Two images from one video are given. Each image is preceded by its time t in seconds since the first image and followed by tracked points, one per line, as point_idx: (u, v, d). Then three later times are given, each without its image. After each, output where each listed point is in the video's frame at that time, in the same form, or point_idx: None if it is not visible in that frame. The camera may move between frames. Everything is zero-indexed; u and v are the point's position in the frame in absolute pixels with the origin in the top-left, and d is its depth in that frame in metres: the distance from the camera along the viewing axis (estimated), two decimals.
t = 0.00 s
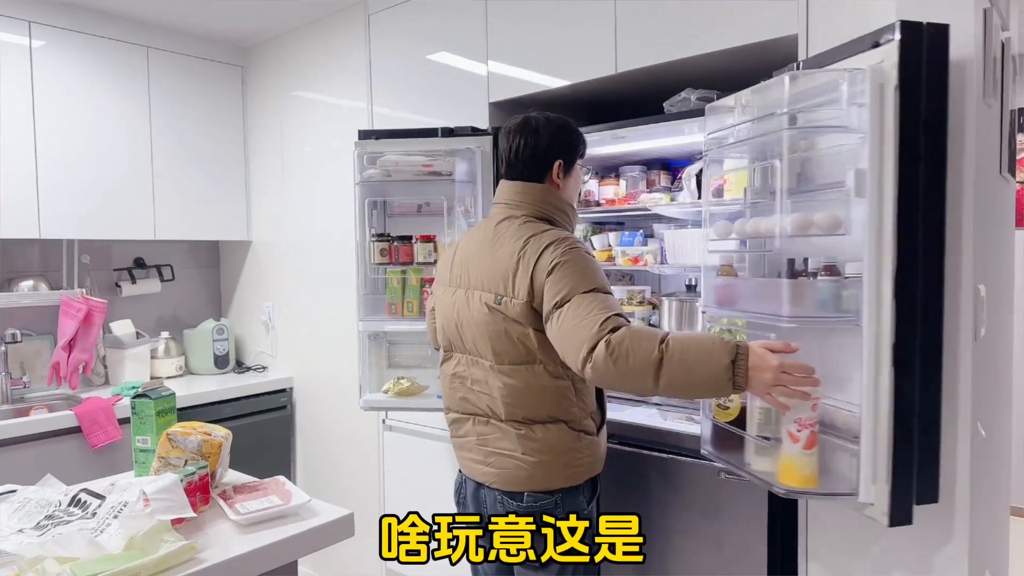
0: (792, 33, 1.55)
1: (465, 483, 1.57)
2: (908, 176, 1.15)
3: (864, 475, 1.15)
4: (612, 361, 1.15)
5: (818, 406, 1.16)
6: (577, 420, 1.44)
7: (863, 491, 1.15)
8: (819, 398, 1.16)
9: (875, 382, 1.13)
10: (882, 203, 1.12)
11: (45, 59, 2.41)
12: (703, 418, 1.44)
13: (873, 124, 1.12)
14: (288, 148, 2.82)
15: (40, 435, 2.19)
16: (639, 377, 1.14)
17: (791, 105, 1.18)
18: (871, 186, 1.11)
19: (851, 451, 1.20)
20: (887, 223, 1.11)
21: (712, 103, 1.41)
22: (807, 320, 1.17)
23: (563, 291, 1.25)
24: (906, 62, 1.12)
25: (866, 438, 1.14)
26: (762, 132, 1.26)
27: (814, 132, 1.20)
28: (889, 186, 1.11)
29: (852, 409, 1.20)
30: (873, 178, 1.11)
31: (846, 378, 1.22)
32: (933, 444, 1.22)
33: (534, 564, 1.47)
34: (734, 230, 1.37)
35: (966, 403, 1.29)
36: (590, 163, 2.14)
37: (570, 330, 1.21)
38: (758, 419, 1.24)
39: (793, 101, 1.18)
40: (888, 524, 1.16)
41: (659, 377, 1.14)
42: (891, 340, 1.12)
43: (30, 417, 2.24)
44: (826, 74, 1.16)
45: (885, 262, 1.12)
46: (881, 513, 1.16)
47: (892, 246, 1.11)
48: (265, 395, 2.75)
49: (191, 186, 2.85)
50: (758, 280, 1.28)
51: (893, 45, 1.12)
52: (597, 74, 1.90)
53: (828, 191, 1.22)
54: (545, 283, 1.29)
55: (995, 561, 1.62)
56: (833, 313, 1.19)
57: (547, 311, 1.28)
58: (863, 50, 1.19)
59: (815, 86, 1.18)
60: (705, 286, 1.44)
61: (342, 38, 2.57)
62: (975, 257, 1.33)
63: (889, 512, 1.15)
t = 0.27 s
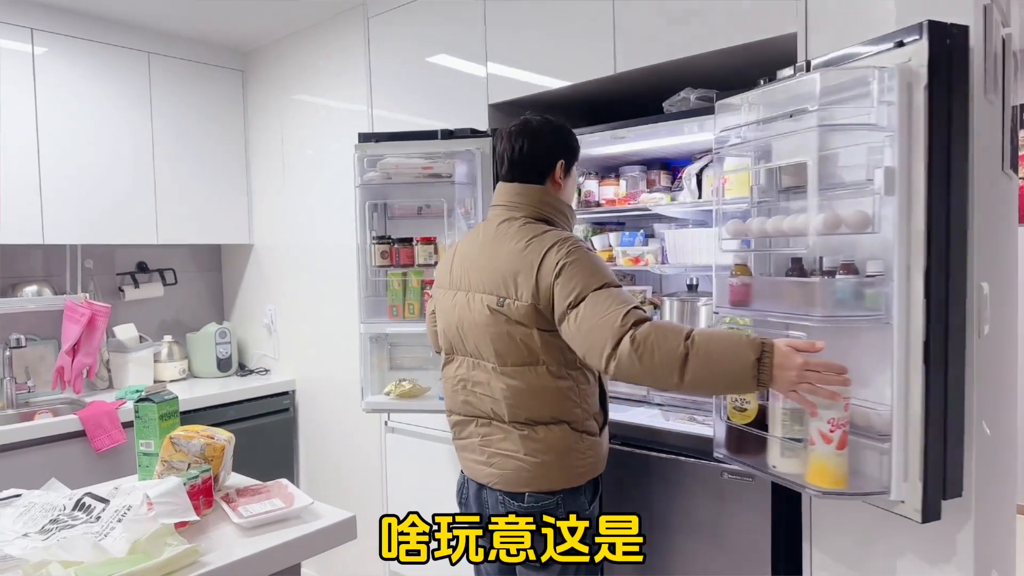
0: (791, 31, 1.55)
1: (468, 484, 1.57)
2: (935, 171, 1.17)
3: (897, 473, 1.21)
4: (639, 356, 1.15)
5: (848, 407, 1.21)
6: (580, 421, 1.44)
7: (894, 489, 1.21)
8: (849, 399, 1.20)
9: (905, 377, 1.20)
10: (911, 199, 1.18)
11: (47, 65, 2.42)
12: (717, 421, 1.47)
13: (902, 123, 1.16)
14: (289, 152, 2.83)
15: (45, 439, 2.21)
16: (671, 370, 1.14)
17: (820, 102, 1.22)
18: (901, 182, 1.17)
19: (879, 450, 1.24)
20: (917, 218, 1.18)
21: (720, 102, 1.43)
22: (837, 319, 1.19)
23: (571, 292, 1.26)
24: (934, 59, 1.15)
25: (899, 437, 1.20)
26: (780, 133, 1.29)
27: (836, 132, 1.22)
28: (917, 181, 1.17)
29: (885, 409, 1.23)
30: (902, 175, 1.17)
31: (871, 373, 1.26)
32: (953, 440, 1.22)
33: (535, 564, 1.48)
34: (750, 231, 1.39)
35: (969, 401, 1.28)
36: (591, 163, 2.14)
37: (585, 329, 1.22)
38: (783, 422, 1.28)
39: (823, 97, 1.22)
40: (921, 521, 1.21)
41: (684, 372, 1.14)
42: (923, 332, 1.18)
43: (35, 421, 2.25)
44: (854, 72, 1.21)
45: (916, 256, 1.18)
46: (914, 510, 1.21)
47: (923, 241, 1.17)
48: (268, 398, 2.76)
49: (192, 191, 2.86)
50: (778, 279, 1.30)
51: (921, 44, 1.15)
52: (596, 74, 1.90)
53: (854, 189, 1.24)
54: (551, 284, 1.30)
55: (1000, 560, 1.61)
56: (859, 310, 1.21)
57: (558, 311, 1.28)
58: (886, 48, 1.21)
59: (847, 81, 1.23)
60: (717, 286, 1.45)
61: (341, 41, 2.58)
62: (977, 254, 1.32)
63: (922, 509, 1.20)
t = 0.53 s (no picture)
0: (795, 31, 1.55)
1: (471, 485, 1.57)
2: (944, 170, 1.16)
3: (904, 473, 1.20)
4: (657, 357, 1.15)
5: (858, 408, 1.22)
6: (584, 423, 1.44)
7: (903, 489, 1.21)
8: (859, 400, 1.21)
9: (914, 377, 1.19)
10: (920, 199, 1.17)
11: (54, 68, 2.43)
12: (724, 423, 1.47)
13: (911, 124, 1.16)
14: (293, 154, 2.84)
15: (52, 440, 2.21)
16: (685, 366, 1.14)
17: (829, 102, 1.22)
18: (910, 181, 1.17)
19: (888, 451, 1.24)
20: (925, 217, 1.17)
21: (726, 102, 1.43)
22: (845, 319, 1.19)
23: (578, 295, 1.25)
24: (944, 58, 1.14)
25: (908, 437, 1.19)
26: (785, 134, 1.29)
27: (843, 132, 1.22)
28: (926, 180, 1.17)
29: (893, 409, 1.23)
30: (911, 174, 1.17)
31: (881, 373, 1.26)
32: (958, 439, 1.22)
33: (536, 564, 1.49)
34: (756, 231, 1.39)
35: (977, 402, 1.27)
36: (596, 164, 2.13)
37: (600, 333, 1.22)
38: (792, 423, 1.29)
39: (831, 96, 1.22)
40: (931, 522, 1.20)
41: (694, 368, 1.13)
42: (931, 332, 1.18)
43: (41, 422, 2.26)
44: (864, 71, 1.20)
45: (924, 255, 1.17)
46: (923, 511, 1.20)
47: (932, 240, 1.16)
48: (273, 399, 2.76)
49: (198, 193, 2.87)
50: (784, 280, 1.30)
51: (930, 45, 1.14)
52: (600, 75, 1.90)
53: (862, 190, 1.25)
54: (555, 286, 1.30)
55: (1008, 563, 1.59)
56: (867, 310, 1.21)
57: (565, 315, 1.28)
58: (892, 48, 1.20)
59: (855, 82, 1.22)
60: (723, 287, 1.45)
61: (345, 43, 2.59)
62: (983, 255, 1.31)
63: (931, 510, 1.19)
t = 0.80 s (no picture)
0: (796, 32, 1.54)
1: (473, 487, 1.57)
2: (946, 171, 1.15)
3: (905, 475, 1.20)
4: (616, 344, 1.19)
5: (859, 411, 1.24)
6: (583, 422, 1.43)
7: (904, 491, 1.20)
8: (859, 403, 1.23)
9: (915, 378, 1.19)
10: (921, 200, 1.17)
11: (54, 68, 2.43)
12: (725, 424, 1.47)
13: (911, 126, 1.16)
14: (294, 154, 2.84)
15: (52, 440, 2.21)
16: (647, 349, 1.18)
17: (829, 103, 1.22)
18: (911, 183, 1.16)
19: (889, 452, 1.24)
20: (926, 218, 1.17)
21: (726, 104, 1.42)
22: (845, 320, 1.19)
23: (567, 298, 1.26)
24: (945, 60, 1.13)
25: (908, 439, 1.19)
26: (786, 135, 1.29)
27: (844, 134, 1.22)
28: (927, 182, 1.16)
29: (894, 411, 1.24)
30: (912, 176, 1.16)
31: (886, 374, 1.27)
32: (959, 441, 1.21)
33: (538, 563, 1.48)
34: (756, 231, 1.39)
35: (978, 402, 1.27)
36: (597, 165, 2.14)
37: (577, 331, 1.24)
38: (794, 424, 1.29)
39: (832, 98, 1.23)
40: (931, 524, 1.19)
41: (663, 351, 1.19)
42: (931, 334, 1.17)
43: (41, 423, 2.26)
44: (865, 73, 1.20)
45: (925, 256, 1.17)
46: (924, 512, 1.19)
47: (933, 241, 1.16)
48: (274, 400, 2.76)
49: (198, 193, 2.87)
50: (785, 281, 1.30)
51: (931, 46, 1.14)
52: (601, 76, 1.90)
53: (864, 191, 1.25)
54: (548, 288, 1.29)
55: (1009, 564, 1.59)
56: (868, 313, 1.20)
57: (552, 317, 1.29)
58: (893, 50, 1.20)
59: (855, 84, 1.22)
60: (724, 288, 1.45)
61: (346, 44, 2.59)
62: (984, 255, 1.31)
63: (932, 512, 1.18)
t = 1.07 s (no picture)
0: (797, 30, 1.54)
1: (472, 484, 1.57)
2: (946, 170, 1.15)
3: (904, 472, 1.20)
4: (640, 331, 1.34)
5: (858, 407, 1.24)
6: (587, 416, 1.44)
7: (903, 488, 1.21)
8: (859, 401, 1.23)
9: (916, 375, 1.19)
10: (921, 198, 1.17)
11: (53, 64, 2.43)
12: (724, 421, 1.47)
13: (913, 123, 1.16)
14: (294, 151, 2.83)
15: (51, 437, 2.21)
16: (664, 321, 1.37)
17: (830, 101, 1.22)
18: (911, 180, 1.16)
19: (888, 450, 1.24)
20: (927, 217, 1.16)
21: (727, 101, 1.42)
22: (844, 317, 1.20)
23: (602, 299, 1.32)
24: (946, 58, 1.13)
25: (908, 436, 1.19)
26: (787, 133, 1.30)
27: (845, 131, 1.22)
28: (927, 181, 1.16)
29: (893, 409, 1.25)
30: (912, 174, 1.17)
31: (887, 372, 1.28)
32: (958, 439, 1.21)
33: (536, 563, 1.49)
34: (756, 228, 1.39)
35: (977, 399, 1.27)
36: (596, 162, 2.14)
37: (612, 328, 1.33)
38: (794, 422, 1.29)
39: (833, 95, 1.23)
40: (930, 521, 1.19)
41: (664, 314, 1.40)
42: (931, 333, 1.17)
43: (41, 420, 2.26)
44: (865, 70, 1.20)
45: (925, 254, 1.17)
46: (922, 509, 1.19)
47: (933, 240, 1.16)
48: (274, 397, 2.76)
49: (198, 190, 2.87)
50: (785, 279, 1.30)
51: (932, 45, 1.13)
52: (602, 73, 1.90)
53: (864, 189, 1.26)
54: (574, 280, 1.33)
55: (1007, 561, 1.60)
56: (868, 309, 1.21)
57: (586, 317, 1.34)
58: (894, 47, 1.19)
59: (857, 81, 1.22)
60: (723, 286, 1.46)
61: (346, 41, 2.58)
62: (983, 254, 1.31)
63: (930, 509, 1.18)
